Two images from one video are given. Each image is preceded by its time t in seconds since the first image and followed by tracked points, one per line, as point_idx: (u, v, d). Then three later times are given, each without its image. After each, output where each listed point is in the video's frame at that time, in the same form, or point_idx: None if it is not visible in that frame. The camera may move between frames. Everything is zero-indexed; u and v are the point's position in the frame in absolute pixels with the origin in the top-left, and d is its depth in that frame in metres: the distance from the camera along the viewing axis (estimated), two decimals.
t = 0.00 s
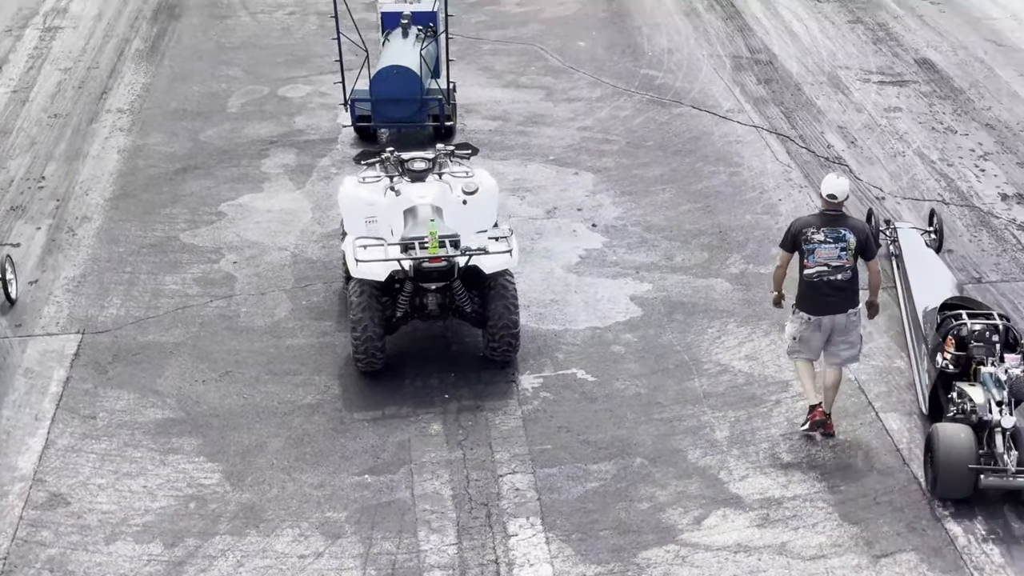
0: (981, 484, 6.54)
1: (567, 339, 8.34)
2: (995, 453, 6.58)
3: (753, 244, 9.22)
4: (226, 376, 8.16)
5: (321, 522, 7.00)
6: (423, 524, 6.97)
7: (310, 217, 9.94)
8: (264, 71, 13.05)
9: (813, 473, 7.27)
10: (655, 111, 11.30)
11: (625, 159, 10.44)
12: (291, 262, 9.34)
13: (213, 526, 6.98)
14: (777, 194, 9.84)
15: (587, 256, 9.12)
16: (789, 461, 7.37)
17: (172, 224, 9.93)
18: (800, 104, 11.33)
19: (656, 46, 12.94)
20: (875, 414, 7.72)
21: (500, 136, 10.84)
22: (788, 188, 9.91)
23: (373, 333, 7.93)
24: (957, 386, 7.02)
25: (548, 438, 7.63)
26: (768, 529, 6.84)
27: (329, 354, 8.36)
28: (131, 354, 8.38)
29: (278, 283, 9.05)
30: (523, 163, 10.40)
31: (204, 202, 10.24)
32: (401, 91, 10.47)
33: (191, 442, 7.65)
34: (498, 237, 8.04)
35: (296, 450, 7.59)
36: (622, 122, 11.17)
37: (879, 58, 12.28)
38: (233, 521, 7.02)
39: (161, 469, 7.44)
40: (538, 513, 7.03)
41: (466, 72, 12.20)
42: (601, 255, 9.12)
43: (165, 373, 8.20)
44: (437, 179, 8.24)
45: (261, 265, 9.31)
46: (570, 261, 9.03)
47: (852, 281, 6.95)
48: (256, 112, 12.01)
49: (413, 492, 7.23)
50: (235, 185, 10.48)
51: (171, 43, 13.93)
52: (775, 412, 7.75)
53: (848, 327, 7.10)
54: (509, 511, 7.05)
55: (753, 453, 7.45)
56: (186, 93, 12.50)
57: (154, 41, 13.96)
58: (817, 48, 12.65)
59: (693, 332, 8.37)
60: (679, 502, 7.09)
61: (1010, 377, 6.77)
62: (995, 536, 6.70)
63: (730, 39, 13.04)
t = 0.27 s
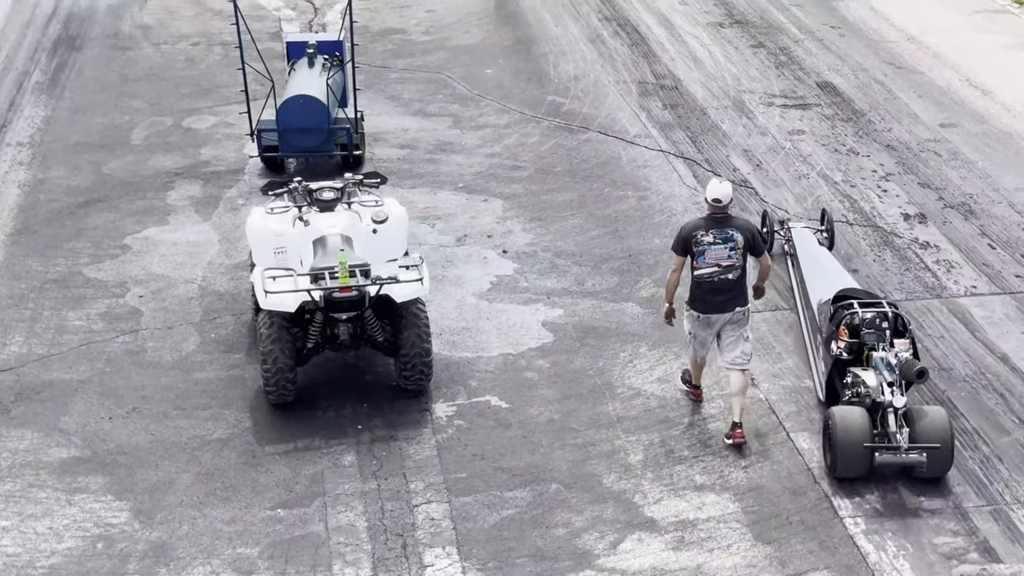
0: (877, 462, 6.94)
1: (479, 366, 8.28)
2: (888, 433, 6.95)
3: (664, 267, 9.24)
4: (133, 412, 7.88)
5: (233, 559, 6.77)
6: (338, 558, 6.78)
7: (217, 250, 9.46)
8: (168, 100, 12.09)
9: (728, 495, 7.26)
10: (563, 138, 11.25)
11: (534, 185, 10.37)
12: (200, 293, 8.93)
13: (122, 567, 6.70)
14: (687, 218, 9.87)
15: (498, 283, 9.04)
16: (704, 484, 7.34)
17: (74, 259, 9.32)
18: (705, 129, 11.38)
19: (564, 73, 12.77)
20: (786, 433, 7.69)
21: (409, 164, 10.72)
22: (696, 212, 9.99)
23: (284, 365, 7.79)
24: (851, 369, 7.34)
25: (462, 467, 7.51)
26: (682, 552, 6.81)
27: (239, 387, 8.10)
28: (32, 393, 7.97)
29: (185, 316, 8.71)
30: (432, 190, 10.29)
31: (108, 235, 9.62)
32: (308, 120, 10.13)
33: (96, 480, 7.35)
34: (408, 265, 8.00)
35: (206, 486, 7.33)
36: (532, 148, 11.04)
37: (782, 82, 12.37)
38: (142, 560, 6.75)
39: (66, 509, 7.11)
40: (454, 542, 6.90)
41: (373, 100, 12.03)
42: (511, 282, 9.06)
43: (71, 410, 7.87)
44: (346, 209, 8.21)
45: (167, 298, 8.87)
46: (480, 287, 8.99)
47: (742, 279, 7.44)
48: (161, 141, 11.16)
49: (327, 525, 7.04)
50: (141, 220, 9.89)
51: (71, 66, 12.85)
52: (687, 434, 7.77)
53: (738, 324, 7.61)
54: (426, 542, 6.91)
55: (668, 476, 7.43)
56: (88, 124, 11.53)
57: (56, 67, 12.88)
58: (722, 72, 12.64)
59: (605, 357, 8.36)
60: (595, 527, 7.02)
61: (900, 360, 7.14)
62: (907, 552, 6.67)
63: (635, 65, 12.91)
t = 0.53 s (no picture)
0: (806, 440, 7.25)
1: (423, 386, 8.24)
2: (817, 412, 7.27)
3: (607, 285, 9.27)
4: (73, 436, 7.75)
5: None
6: None
7: (158, 271, 9.36)
8: (106, 121, 11.90)
9: (672, 512, 7.16)
10: (505, 156, 11.24)
11: (476, 204, 10.37)
12: (140, 315, 8.83)
13: None
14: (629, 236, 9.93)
15: (442, 301, 9.03)
16: (650, 500, 7.25)
17: (11, 282, 9.13)
18: (646, 146, 11.43)
19: (504, 91, 12.80)
20: (729, 450, 7.62)
21: (351, 184, 10.68)
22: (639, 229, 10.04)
23: (225, 388, 7.71)
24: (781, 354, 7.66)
25: (407, 486, 7.42)
26: (627, 569, 6.70)
27: (181, 410, 8.02)
28: None
29: (126, 338, 8.60)
30: (375, 210, 10.25)
31: (46, 257, 9.46)
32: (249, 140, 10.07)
33: (35, 506, 7.20)
34: (351, 285, 7.96)
35: (147, 510, 7.21)
36: (474, 168, 11.03)
37: (722, 100, 12.45)
38: None
39: (5, 536, 6.97)
40: (400, 563, 6.79)
41: (315, 118, 12.00)
42: (454, 301, 9.04)
43: (8, 435, 7.71)
44: (287, 228, 8.16)
45: (106, 320, 8.76)
46: (423, 306, 8.96)
47: (666, 264, 7.77)
48: (99, 163, 11.02)
49: (271, 547, 6.93)
50: (80, 241, 9.71)
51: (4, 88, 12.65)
52: (633, 450, 7.69)
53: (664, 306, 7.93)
54: (371, 563, 6.80)
55: (614, 493, 7.33)
56: (25, 145, 11.33)
57: None
58: (662, 90, 12.71)
59: (549, 375, 8.33)
60: (540, 545, 6.92)
61: (826, 344, 7.48)
62: (849, 566, 6.62)
63: (576, 83, 12.95)
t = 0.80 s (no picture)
0: (766, 417, 7.53)
1: (396, 397, 8.22)
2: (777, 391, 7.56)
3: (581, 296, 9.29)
4: (45, 448, 7.70)
5: None
6: None
7: (132, 282, 9.33)
8: (79, 131, 11.85)
9: (646, 522, 7.17)
10: (479, 168, 11.25)
11: (452, 215, 10.37)
12: (112, 326, 8.79)
13: None
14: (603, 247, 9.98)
15: (416, 312, 9.03)
16: (624, 511, 7.26)
17: None
18: (621, 158, 11.46)
19: (479, 102, 12.82)
20: (703, 460, 7.64)
21: (326, 195, 10.67)
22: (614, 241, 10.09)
23: (198, 399, 7.69)
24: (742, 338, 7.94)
25: (381, 498, 7.41)
26: None
27: (153, 421, 7.98)
28: None
29: (98, 349, 8.56)
30: (350, 220, 10.24)
31: (18, 268, 9.41)
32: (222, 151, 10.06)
33: (6, 519, 7.16)
34: (325, 296, 7.94)
35: (119, 522, 7.17)
36: (449, 179, 11.03)
37: (695, 112, 12.50)
38: None
39: None
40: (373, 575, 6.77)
41: (289, 129, 11.99)
42: (428, 312, 9.04)
43: None
44: (261, 239, 8.15)
45: (78, 331, 8.72)
46: (397, 317, 8.96)
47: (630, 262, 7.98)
48: (72, 173, 10.97)
49: (244, 560, 6.90)
50: (53, 251, 9.67)
51: None
52: (607, 461, 7.69)
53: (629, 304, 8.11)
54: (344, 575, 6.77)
55: (588, 504, 7.33)
56: None
57: None
58: (636, 102, 12.76)
59: (523, 386, 8.33)
60: (514, 556, 6.91)
61: (785, 327, 7.77)
62: None
63: (551, 94, 12.97)
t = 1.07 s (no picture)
0: (748, 394, 7.85)
1: (391, 403, 8.22)
2: (758, 370, 7.88)
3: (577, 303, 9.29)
4: (40, 452, 7.70)
5: None
6: None
7: (128, 286, 9.33)
8: (76, 135, 11.85)
9: (641, 530, 7.17)
10: (476, 175, 11.25)
11: (449, 221, 10.38)
12: (107, 331, 8.78)
13: None
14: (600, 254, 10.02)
15: (412, 319, 9.03)
16: (619, 518, 7.26)
17: None
18: (618, 165, 11.48)
19: (476, 109, 12.83)
20: (698, 468, 7.64)
21: (323, 200, 10.67)
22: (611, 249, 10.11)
23: (194, 403, 7.68)
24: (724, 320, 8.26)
25: (376, 504, 7.41)
26: None
27: (148, 426, 7.98)
28: None
29: (93, 354, 8.56)
30: (347, 226, 10.24)
31: (14, 272, 9.41)
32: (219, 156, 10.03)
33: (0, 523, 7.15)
34: (321, 301, 7.96)
35: (114, 527, 7.17)
36: (446, 186, 11.03)
37: (692, 121, 12.51)
38: None
39: None
40: None
41: (285, 135, 11.99)
42: (424, 318, 9.04)
43: None
44: (258, 245, 8.14)
45: (73, 335, 8.72)
46: (393, 323, 8.96)
47: (617, 243, 8.23)
48: (69, 178, 10.97)
49: (238, 565, 6.90)
50: (50, 256, 9.67)
51: None
52: (602, 468, 7.69)
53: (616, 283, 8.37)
54: None
55: (583, 512, 7.33)
56: None
57: None
58: (633, 110, 12.77)
59: (518, 393, 8.33)
60: (508, 563, 6.90)
61: (766, 308, 8.09)
62: None
63: (548, 102, 12.99)
